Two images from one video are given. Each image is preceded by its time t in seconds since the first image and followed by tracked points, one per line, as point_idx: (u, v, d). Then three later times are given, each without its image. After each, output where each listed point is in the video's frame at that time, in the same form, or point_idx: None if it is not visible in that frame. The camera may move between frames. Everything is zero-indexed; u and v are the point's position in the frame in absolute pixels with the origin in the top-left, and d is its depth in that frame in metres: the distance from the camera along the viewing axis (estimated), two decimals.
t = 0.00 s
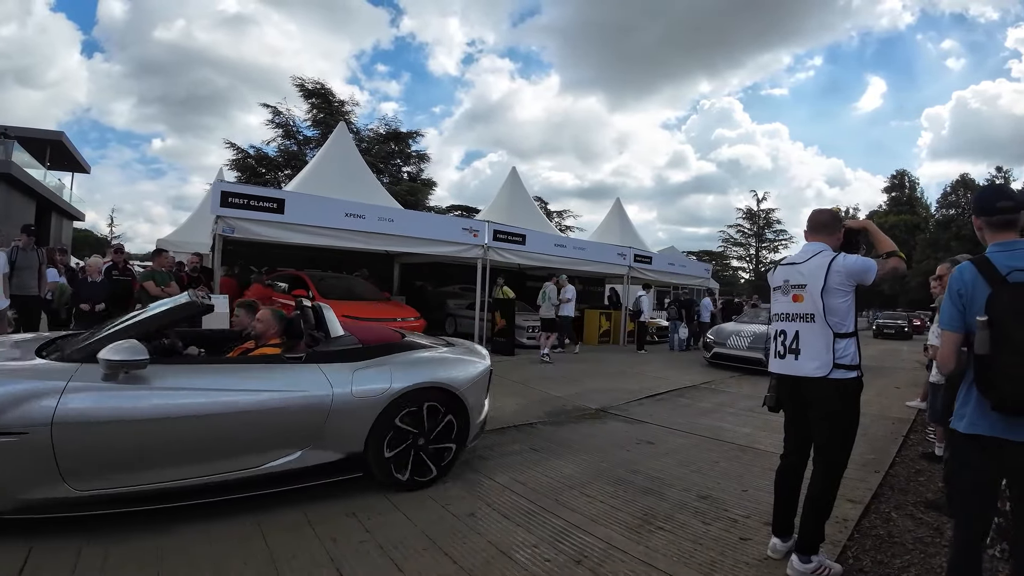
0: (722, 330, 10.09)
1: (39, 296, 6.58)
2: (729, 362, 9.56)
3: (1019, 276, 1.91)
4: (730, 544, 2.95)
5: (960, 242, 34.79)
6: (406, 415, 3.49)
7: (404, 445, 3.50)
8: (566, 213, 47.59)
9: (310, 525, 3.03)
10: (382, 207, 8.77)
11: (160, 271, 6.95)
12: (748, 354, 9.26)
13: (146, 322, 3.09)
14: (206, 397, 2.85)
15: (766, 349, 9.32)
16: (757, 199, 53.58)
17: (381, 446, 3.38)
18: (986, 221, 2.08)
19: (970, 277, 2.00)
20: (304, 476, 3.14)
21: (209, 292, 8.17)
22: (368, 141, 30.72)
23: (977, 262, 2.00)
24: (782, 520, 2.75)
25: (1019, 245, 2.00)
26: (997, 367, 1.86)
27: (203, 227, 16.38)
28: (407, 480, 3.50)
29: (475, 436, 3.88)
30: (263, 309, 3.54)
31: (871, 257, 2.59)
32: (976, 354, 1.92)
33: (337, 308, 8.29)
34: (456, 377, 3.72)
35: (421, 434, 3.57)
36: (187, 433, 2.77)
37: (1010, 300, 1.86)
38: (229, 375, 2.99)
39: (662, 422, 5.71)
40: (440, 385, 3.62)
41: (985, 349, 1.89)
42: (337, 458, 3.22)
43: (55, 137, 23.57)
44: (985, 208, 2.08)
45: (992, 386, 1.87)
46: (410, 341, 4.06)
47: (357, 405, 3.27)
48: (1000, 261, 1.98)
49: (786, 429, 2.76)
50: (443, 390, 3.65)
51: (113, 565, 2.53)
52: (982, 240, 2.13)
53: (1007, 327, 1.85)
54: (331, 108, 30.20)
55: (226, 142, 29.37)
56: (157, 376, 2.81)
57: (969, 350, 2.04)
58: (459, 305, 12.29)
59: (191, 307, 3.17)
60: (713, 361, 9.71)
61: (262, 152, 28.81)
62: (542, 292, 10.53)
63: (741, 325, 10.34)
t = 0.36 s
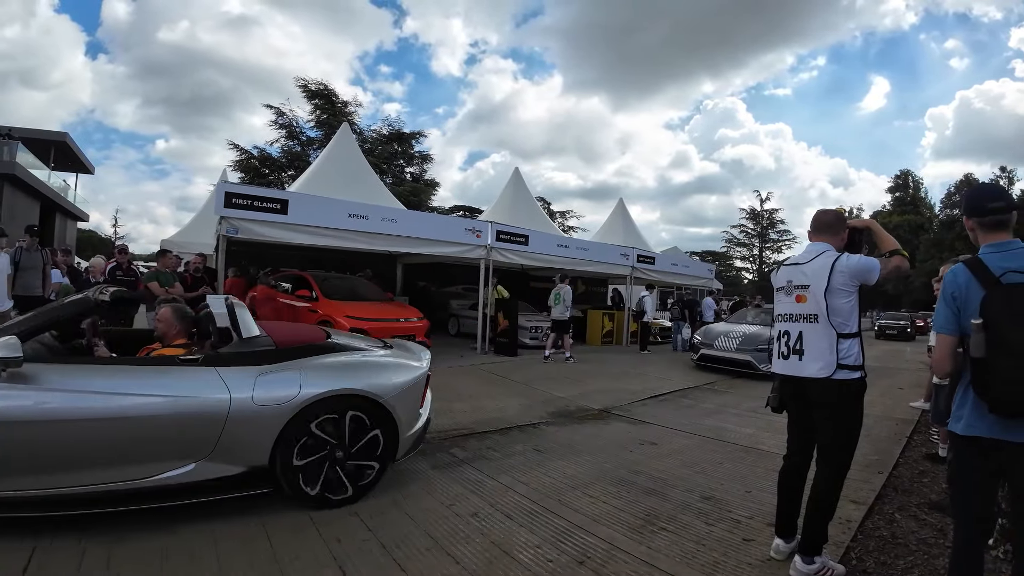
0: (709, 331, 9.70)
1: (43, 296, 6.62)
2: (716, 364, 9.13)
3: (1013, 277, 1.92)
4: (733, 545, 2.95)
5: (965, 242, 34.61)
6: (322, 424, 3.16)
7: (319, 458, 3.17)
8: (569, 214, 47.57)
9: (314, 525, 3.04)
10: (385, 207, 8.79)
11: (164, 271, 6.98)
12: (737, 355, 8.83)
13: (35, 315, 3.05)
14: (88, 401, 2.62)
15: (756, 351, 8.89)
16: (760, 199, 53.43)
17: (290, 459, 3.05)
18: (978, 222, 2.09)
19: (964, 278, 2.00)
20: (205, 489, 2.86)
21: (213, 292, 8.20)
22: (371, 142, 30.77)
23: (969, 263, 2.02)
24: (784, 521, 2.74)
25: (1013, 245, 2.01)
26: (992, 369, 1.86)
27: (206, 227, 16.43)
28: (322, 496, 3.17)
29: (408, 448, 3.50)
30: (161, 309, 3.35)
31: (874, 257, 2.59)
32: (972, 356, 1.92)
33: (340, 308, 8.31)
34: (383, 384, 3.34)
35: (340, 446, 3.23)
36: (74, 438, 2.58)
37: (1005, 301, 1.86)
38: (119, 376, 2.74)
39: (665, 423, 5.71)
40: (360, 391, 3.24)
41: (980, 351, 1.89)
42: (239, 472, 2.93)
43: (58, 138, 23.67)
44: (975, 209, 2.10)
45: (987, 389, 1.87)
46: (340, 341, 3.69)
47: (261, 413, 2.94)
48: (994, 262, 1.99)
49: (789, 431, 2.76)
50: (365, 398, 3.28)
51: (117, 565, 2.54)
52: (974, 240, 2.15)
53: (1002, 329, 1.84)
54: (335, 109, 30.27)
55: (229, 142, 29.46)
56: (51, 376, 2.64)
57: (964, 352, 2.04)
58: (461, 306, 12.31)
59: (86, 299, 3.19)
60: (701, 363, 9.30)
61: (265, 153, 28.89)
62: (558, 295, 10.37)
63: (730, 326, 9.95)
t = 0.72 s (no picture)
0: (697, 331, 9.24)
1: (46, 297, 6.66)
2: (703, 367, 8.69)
3: (1007, 276, 1.92)
4: (736, 545, 2.95)
5: (968, 242, 34.48)
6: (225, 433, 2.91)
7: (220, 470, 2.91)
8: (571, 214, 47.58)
9: (317, 525, 3.05)
10: (388, 208, 8.80)
11: (168, 272, 7.00)
12: (724, 358, 8.39)
13: None
14: None
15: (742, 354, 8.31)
16: (763, 199, 53.33)
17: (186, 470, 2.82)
18: (975, 222, 2.10)
19: (959, 278, 2.01)
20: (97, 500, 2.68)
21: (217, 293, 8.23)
22: (374, 143, 30.85)
23: (966, 264, 2.02)
24: (787, 522, 2.74)
25: (1009, 245, 2.01)
26: (988, 370, 1.86)
27: (210, 227, 16.50)
28: (224, 512, 2.92)
29: (327, 461, 3.19)
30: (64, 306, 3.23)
31: (876, 256, 2.61)
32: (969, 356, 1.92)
33: (343, 308, 8.34)
34: (295, 392, 3.05)
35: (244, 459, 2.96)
36: None
37: (1000, 300, 1.86)
38: (13, 375, 2.59)
39: (668, 423, 5.72)
40: (265, 399, 2.95)
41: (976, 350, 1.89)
42: (134, 482, 2.73)
43: (63, 138, 23.78)
44: (973, 209, 2.10)
45: (983, 388, 1.88)
46: (261, 341, 3.40)
47: (152, 420, 2.72)
48: (989, 262, 1.99)
49: (792, 431, 2.75)
50: (273, 405, 3.00)
51: (121, 565, 2.56)
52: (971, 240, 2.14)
53: (997, 328, 1.84)
54: (338, 110, 30.37)
55: (232, 143, 29.57)
56: None
57: (962, 352, 2.05)
58: (464, 306, 12.33)
59: None
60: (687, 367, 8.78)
61: (268, 153, 28.99)
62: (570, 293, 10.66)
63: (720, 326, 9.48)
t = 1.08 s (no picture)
0: (682, 332, 8.79)
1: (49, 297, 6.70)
2: (689, 369, 8.25)
3: (1009, 275, 1.91)
4: (738, 546, 2.95)
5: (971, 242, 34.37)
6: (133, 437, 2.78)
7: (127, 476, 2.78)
8: (573, 214, 47.57)
9: (320, 525, 3.06)
10: (390, 208, 8.82)
11: (171, 272, 7.01)
12: (709, 360, 7.93)
13: None
14: None
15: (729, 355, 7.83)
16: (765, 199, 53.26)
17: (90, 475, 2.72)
18: (984, 220, 2.08)
19: (963, 277, 2.00)
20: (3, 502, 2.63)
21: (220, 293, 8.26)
22: (376, 143, 30.88)
23: (971, 263, 2.01)
24: (790, 522, 2.74)
25: (1014, 245, 2.00)
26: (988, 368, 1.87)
27: (213, 228, 16.55)
28: (131, 521, 2.79)
29: (243, 472, 2.98)
30: None
31: (878, 254, 2.60)
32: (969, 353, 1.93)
33: (345, 308, 8.36)
34: (205, 397, 2.87)
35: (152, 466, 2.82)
36: None
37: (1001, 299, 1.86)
38: None
39: (670, 423, 5.72)
40: (168, 403, 2.79)
41: (975, 347, 1.89)
42: (39, 486, 2.66)
43: (66, 139, 23.86)
44: (983, 208, 2.09)
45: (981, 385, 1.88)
46: (182, 341, 3.25)
47: (50, 421, 2.64)
48: (993, 260, 1.98)
49: (794, 431, 2.75)
50: (180, 410, 2.83)
51: (124, 565, 2.57)
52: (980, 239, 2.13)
53: (997, 327, 1.84)
54: (340, 110, 30.43)
55: (234, 143, 29.62)
56: None
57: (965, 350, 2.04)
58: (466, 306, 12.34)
59: None
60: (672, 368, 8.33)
61: (271, 154, 29.06)
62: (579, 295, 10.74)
63: (706, 325, 9.00)
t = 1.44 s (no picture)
0: (664, 332, 8.32)
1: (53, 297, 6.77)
2: (670, 372, 7.79)
3: None
4: (740, 547, 2.94)
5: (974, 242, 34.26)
6: (31, 441, 2.61)
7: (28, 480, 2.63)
8: (575, 214, 47.59)
9: (320, 525, 3.06)
10: (391, 209, 8.82)
11: (174, 273, 7.02)
12: (692, 362, 7.49)
13: None
14: None
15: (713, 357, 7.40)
16: (767, 199, 53.16)
17: None
18: (1000, 219, 2.08)
19: (978, 274, 1.99)
20: None
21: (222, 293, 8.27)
22: (378, 143, 30.93)
23: (986, 259, 2.00)
24: (792, 523, 2.73)
25: None
26: (1001, 365, 1.86)
27: (215, 229, 16.59)
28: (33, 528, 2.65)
29: (151, 482, 2.77)
30: None
31: (880, 253, 2.59)
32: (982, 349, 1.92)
33: (347, 309, 8.37)
34: (103, 400, 2.66)
35: (52, 471, 2.64)
36: None
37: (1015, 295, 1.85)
38: None
39: (671, 424, 5.72)
40: (66, 406, 2.59)
41: (989, 344, 1.89)
42: None
43: (69, 140, 23.96)
44: (1000, 207, 2.09)
45: (993, 383, 1.88)
46: (104, 339, 3.08)
47: None
48: (1009, 258, 1.97)
49: (795, 432, 2.75)
50: (80, 414, 2.63)
51: (125, 564, 2.58)
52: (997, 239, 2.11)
53: (1010, 323, 1.84)
54: (342, 111, 30.48)
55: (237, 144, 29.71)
56: None
57: (978, 349, 2.03)
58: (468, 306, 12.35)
59: None
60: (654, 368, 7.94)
61: (273, 155, 29.12)
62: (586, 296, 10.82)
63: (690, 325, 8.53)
